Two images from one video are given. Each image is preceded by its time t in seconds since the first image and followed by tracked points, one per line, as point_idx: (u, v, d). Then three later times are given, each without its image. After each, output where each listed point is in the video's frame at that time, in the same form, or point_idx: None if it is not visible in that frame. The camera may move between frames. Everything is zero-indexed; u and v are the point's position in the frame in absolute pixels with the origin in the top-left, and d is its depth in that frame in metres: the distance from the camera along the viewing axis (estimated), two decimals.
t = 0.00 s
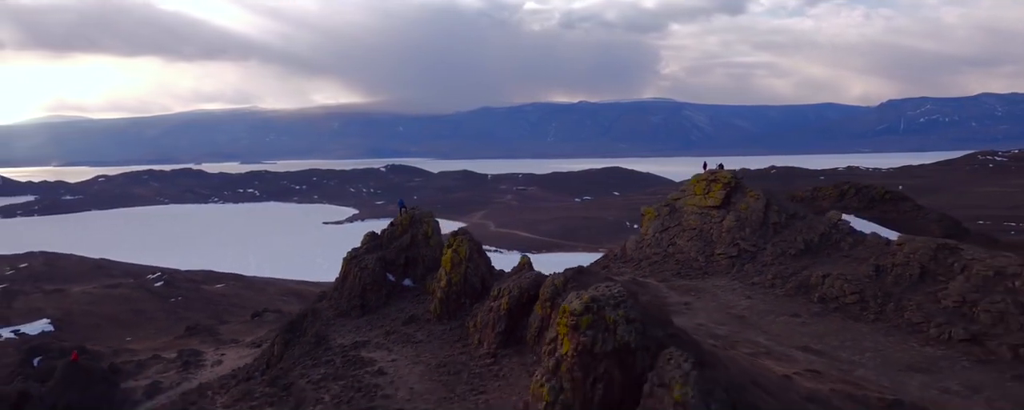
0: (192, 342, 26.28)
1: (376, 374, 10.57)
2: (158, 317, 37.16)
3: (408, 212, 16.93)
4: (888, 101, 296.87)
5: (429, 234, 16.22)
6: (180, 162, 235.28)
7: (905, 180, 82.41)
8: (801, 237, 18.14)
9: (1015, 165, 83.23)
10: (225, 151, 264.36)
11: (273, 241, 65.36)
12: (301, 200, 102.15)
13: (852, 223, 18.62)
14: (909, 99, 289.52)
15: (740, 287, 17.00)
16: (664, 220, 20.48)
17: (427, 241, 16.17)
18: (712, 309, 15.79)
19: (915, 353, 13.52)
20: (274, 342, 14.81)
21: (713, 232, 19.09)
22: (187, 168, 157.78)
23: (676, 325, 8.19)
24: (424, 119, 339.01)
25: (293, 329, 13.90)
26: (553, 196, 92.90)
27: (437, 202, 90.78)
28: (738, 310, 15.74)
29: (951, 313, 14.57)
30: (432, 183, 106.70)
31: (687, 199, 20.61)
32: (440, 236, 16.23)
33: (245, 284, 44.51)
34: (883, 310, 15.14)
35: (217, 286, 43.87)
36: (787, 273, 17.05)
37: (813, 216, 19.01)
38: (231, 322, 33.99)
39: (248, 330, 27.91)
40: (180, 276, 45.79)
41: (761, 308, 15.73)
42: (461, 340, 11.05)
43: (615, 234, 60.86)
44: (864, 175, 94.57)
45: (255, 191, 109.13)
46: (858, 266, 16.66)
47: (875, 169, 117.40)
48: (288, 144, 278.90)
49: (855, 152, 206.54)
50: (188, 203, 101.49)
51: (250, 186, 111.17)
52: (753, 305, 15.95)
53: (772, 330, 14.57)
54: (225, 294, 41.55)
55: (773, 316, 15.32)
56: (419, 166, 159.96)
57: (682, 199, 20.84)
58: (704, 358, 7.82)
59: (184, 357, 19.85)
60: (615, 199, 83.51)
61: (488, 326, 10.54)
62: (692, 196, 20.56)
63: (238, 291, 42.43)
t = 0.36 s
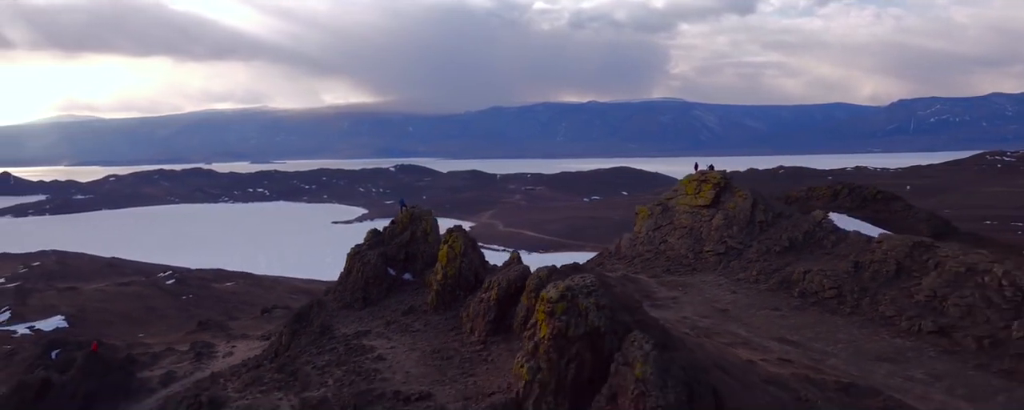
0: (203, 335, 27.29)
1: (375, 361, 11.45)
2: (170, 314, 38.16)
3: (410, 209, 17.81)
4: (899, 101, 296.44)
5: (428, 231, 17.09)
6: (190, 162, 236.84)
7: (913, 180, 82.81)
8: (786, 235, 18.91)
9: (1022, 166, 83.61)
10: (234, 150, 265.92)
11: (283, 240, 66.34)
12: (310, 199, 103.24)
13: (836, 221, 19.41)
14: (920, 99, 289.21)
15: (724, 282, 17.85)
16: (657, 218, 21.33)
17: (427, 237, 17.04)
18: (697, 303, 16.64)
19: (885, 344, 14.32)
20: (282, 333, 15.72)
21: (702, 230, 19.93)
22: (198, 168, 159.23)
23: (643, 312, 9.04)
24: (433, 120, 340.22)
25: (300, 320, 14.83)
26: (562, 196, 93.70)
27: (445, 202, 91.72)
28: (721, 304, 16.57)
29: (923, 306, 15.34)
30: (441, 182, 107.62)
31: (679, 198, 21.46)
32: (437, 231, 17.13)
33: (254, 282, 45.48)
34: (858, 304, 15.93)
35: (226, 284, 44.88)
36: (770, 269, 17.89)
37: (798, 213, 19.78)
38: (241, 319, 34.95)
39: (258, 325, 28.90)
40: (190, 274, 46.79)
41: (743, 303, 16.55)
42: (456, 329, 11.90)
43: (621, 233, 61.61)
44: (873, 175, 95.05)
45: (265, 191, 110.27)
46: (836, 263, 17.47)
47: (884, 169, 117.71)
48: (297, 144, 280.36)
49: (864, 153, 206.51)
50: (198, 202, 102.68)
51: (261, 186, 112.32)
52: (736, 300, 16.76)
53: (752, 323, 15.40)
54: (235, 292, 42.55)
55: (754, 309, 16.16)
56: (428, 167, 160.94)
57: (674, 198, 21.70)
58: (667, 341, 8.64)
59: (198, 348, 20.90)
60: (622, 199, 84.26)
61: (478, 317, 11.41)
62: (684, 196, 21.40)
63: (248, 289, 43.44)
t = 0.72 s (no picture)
0: (214, 330, 28.17)
1: (377, 348, 12.34)
2: (182, 311, 39.11)
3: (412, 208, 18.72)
4: (910, 101, 295.94)
5: (429, 229, 17.98)
6: (200, 161, 238.19)
7: (922, 181, 83.18)
8: (773, 232, 19.71)
9: None
10: (244, 150, 267.14)
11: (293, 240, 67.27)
12: (320, 199, 104.19)
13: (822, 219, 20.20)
14: (931, 99, 288.85)
15: (713, 278, 18.69)
16: (652, 217, 22.19)
17: (427, 234, 17.93)
18: (684, 298, 17.50)
19: (860, 336, 15.14)
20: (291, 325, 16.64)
21: (694, 228, 20.79)
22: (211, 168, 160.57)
23: (619, 302, 9.92)
24: (443, 120, 340.99)
25: (308, 312, 15.75)
26: (571, 196, 94.42)
27: (454, 202, 92.54)
28: (708, 298, 17.43)
29: (898, 301, 16.14)
30: (450, 182, 108.43)
31: (672, 198, 22.31)
32: (438, 229, 18.02)
33: (265, 280, 46.41)
34: (838, 299, 16.75)
35: (237, 283, 45.80)
36: (756, 265, 18.73)
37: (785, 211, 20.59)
38: (251, 315, 35.83)
39: (267, 321, 29.80)
40: (201, 273, 47.76)
41: (729, 297, 17.39)
42: (452, 320, 12.77)
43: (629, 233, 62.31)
44: (881, 175, 95.39)
45: (275, 190, 111.29)
46: (819, 259, 18.27)
47: (893, 169, 117.93)
48: (307, 143, 281.54)
49: (875, 153, 206.45)
50: (209, 202, 103.74)
51: (271, 186, 113.40)
52: (723, 295, 17.61)
53: (736, 316, 16.25)
54: (246, 290, 43.47)
55: (739, 304, 17.01)
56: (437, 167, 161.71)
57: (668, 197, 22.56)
58: (639, 327, 9.50)
59: (210, 341, 21.85)
60: (631, 199, 84.92)
61: (472, 308, 12.28)
62: (677, 195, 22.25)
63: (258, 287, 44.38)
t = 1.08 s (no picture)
0: (225, 325, 29.10)
1: (381, 338, 13.22)
2: (194, 308, 40.11)
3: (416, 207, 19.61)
4: (922, 101, 295.60)
5: (431, 227, 18.85)
6: (212, 162, 239.53)
7: (931, 181, 83.62)
8: (762, 231, 20.53)
9: None
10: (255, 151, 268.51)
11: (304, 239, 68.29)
12: (331, 199, 105.20)
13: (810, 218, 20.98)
14: (943, 99, 288.54)
15: (704, 275, 19.55)
16: (648, 217, 23.05)
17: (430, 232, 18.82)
18: (675, 293, 18.35)
19: (839, 329, 15.97)
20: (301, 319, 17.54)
21: (687, 227, 21.64)
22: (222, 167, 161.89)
23: (602, 295, 10.79)
24: (454, 120, 341.83)
25: (316, 305, 16.65)
26: (580, 196, 95.21)
27: (463, 201, 93.45)
28: (697, 294, 18.28)
29: (877, 296, 16.95)
30: (460, 182, 109.30)
31: (668, 199, 23.16)
32: (439, 228, 18.90)
33: (276, 279, 47.39)
34: (821, 295, 17.57)
35: (248, 281, 46.76)
36: (745, 262, 19.56)
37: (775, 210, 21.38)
38: (261, 312, 36.76)
39: (277, 316, 30.73)
40: (213, 271, 48.78)
41: (718, 293, 18.24)
42: (451, 312, 13.65)
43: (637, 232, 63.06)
44: (890, 175, 95.80)
45: (286, 190, 112.36)
46: (804, 257, 19.09)
47: (903, 169, 118.29)
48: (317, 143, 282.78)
49: (886, 153, 206.55)
50: (220, 202, 104.85)
51: (282, 185, 114.47)
52: (712, 290, 18.46)
53: (723, 310, 17.10)
54: (257, 288, 44.43)
55: (727, 299, 17.86)
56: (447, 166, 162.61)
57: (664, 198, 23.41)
58: (618, 316, 10.38)
59: (223, 335, 22.82)
60: (640, 199, 85.67)
61: (469, 300, 13.15)
62: (673, 196, 23.11)
63: (269, 285, 45.35)
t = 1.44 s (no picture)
0: (238, 321, 30.08)
1: (386, 330, 14.13)
2: (208, 305, 41.14)
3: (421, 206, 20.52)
4: (935, 102, 295.02)
5: (436, 226, 19.76)
6: (224, 162, 241.10)
7: (940, 181, 84.06)
8: (753, 230, 21.38)
9: None
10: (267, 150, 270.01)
11: (315, 238, 69.32)
12: (343, 198, 106.26)
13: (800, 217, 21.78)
14: (956, 99, 287.95)
15: (697, 271, 20.42)
16: (646, 217, 23.92)
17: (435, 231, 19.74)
18: (668, 289, 19.23)
19: (821, 323, 16.81)
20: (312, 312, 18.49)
21: (683, 226, 22.51)
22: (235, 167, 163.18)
23: (589, 288, 11.69)
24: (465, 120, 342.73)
25: (326, 300, 17.60)
26: (590, 196, 96.06)
27: (474, 201, 94.39)
28: (690, 290, 19.14)
29: (860, 293, 17.77)
30: (471, 182, 110.23)
31: (666, 199, 24.01)
32: (443, 228, 19.80)
33: (288, 277, 48.42)
34: (807, 291, 18.41)
35: (260, 280, 47.78)
36: (737, 260, 20.41)
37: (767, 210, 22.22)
38: (273, 309, 37.76)
39: (288, 313, 31.72)
40: (226, 270, 49.85)
41: (709, 290, 19.12)
42: (452, 305, 14.55)
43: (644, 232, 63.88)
44: (900, 175, 96.20)
45: (298, 190, 113.48)
46: (793, 255, 19.93)
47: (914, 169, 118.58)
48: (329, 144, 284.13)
49: (898, 153, 206.55)
50: (233, 202, 106.01)
51: (294, 185, 115.58)
52: (705, 287, 19.34)
53: (712, 305, 17.98)
54: (270, 287, 45.46)
55: (717, 295, 18.72)
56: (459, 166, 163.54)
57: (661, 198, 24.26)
58: (603, 308, 11.26)
59: (238, 329, 23.82)
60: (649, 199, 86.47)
61: (468, 294, 14.05)
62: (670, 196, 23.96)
63: (281, 284, 46.37)
